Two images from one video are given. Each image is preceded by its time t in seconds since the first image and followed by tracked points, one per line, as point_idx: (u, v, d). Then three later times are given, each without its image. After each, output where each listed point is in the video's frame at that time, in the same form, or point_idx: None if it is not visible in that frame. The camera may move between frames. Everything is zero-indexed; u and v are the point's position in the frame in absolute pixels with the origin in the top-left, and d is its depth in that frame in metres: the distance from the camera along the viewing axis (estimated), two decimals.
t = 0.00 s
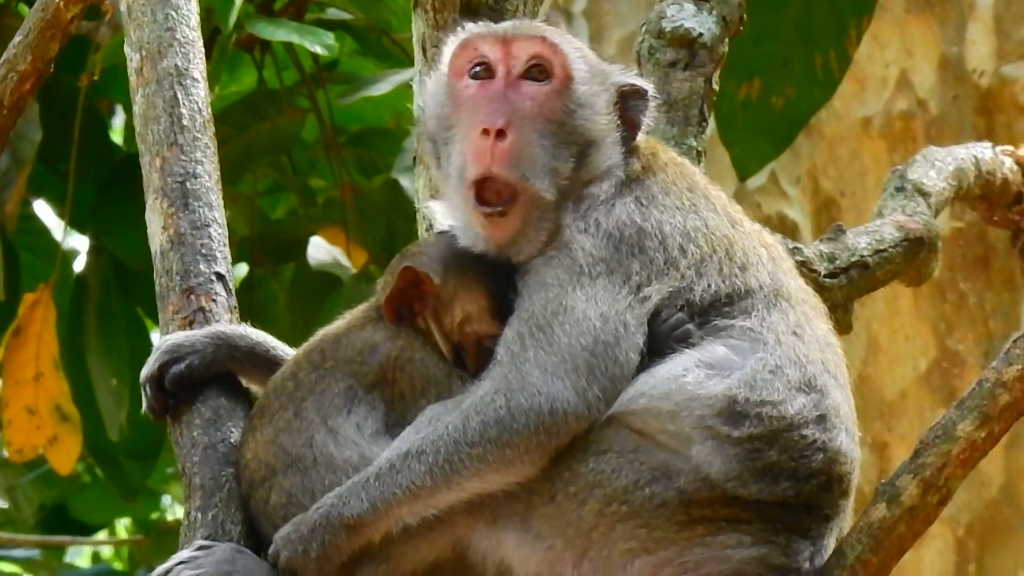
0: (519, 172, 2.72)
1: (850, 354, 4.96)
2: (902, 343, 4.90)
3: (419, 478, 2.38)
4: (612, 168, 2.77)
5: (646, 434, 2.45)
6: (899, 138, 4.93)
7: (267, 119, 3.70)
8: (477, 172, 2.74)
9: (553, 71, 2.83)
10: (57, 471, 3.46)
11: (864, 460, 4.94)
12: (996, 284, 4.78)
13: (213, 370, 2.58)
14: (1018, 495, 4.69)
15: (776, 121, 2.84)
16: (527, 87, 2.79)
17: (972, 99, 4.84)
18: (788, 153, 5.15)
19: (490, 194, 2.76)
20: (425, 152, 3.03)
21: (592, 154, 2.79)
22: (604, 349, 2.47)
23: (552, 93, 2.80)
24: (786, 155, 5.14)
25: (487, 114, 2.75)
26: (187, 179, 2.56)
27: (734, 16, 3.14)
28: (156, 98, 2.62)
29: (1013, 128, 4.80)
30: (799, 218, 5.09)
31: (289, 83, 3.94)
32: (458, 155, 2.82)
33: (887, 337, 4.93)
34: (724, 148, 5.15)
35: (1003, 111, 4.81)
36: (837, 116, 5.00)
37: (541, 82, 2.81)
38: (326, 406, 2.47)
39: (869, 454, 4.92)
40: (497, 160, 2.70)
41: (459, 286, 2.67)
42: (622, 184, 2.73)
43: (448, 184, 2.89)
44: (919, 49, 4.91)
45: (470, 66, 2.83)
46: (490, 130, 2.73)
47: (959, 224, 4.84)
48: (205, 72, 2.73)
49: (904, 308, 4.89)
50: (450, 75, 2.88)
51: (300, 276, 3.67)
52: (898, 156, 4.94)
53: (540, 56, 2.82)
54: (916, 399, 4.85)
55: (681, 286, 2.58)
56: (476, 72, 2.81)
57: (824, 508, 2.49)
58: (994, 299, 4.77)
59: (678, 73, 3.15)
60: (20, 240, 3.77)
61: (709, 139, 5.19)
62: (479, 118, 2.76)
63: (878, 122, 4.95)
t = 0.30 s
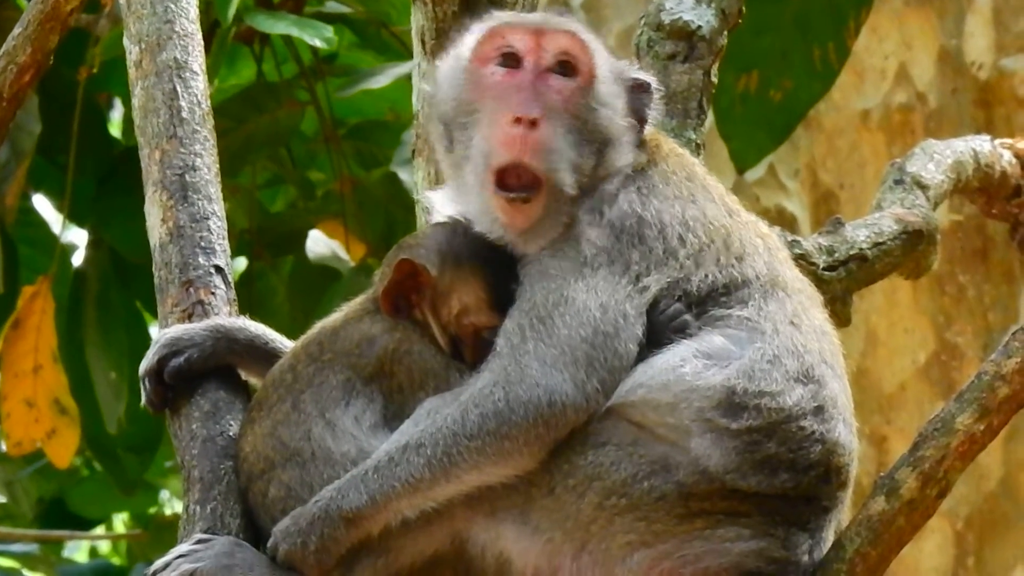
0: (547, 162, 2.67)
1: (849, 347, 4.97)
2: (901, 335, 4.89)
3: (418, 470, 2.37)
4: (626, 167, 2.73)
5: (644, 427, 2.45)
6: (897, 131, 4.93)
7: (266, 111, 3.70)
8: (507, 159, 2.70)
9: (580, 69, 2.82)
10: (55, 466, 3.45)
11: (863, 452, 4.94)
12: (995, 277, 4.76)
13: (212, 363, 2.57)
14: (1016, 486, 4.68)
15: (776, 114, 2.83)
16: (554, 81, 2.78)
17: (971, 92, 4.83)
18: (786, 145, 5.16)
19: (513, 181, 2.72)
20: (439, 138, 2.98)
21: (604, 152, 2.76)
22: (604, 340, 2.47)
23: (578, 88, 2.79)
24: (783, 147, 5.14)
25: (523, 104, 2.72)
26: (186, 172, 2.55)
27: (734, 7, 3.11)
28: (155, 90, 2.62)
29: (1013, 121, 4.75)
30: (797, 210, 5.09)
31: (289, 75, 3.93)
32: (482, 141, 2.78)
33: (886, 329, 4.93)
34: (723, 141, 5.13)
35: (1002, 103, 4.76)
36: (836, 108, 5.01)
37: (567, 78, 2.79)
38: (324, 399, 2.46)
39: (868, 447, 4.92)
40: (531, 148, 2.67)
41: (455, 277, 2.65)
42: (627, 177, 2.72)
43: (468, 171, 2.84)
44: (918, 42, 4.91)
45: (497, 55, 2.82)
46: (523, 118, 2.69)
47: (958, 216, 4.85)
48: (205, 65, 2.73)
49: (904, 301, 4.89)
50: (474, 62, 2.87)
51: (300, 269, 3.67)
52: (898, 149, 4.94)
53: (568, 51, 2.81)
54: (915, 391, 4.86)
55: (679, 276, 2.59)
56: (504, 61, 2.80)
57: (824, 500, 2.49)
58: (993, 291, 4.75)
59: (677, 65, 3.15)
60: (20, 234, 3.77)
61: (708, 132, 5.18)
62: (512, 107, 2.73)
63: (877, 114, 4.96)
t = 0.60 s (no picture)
0: (588, 165, 2.64)
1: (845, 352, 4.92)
2: (897, 339, 4.87)
3: (418, 476, 2.37)
4: (645, 180, 2.73)
5: (642, 432, 2.45)
6: (894, 135, 4.92)
7: (262, 117, 3.70)
8: (553, 158, 2.68)
9: (618, 78, 2.83)
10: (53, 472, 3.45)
11: (860, 458, 4.89)
12: (991, 282, 4.78)
13: (210, 370, 2.57)
14: (1014, 491, 4.70)
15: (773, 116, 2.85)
16: (593, 87, 2.79)
17: (967, 96, 4.85)
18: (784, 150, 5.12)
19: (549, 182, 2.69)
20: (467, 130, 2.95)
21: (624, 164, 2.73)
22: (609, 346, 2.48)
23: (614, 98, 2.81)
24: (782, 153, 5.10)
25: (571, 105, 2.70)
26: (182, 178, 2.56)
27: (731, 13, 3.08)
28: (151, 97, 2.62)
29: (1007, 125, 4.80)
30: (793, 215, 5.04)
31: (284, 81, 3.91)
32: (522, 138, 2.76)
33: (882, 334, 4.90)
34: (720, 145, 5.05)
35: (998, 107, 4.81)
36: (831, 112, 5.00)
37: (605, 86, 2.81)
38: (321, 405, 2.43)
39: (863, 451, 4.87)
40: (579, 150, 2.64)
41: (451, 283, 2.66)
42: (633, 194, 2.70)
43: (498, 168, 2.83)
44: (914, 46, 4.91)
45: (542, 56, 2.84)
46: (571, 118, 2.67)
47: (954, 221, 4.88)
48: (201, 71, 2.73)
49: (900, 305, 4.88)
50: (513, 57, 2.90)
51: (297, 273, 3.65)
52: (894, 154, 4.92)
53: (611, 59, 2.83)
54: (912, 395, 4.84)
55: (684, 283, 2.60)
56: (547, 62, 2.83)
57: (821, 505, 2.49)
58: (989, 296, 4.77)
59: (674, 70, 3.12)
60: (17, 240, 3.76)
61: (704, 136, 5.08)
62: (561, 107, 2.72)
63: (873, 119, 4.95)
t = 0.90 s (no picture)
0: (598, 166, 2.63)
1: (841, 354, 4.95)
2: (893, 342, 4.87)
3: (415, 478, 2.36)
4: (646, 183, 2.73)
5: (639, 434, 2.45)
6: (890, 138, 4.93)
7: (259, 118, 3.71)
8: (565, 158, 2.67)
9: (625, 79, 2.83)
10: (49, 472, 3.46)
11: (856, 460, 4.89)
12: (988, 284, 4.78)
13: (206, 372, 2.57)
14: (1010, 494, 4.71)
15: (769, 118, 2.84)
16: (601, 88, 2.80)
17: (963, 100, 4.84)
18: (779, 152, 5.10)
19: (557, 184, 2.68)
20: (473, 129, 2.95)
21: (628, 167, 2.73)
22: (609, 349, 2.47)
23: (621, 99, 2.81)
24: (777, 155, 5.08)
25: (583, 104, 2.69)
26: (179, 180, 2.56)
27: (727, 16, 3.14)
28: (148, 98, 2.62)
29: (1005, 128, 4.79)
30: (791, 217, 5.03)
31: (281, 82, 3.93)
32: (533, 137, 2.77)
33: (879, 338, 4.90)
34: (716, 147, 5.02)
35: (995, 109, 4.80)
36: (828, 114, 4.98)
37: (612, 88, 2.81)
38: (318, 406, 2.43)
39: (861, 454, 4.88)
40: (590, 150, 2.62)
41: (447, 284, 2.66)
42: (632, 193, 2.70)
43: (504, 168, 2.82)
44: (910, 49, 4.91)
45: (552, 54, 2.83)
46: (583, 118, 2.67)
47: (951, 224, 4.88)
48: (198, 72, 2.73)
49: (896, 309, 4.87)
50: (522, 56, 2.89)
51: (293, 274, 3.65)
52: (891, 156, 4.93)
53: (619, 60, 2.82)
54: (908, 399, 4.84)
55: (682, 287, 2.60)
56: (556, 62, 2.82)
57: (817, 506, 2.49)
58: (987, 299, 4.77)
59: (671, 72, 3.15)
60: (13, 241, 3.76)
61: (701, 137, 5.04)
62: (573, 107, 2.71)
63: (870, 122, 4.95)
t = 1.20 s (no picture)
0: (597, 160, 2.63)
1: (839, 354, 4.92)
2: (890, 342, 4.86)
3: (414, 479, 2.36)
4: (643, 181, 2.73)
5: (637, 434, 2.45)
6: (887, 137, 4.93)
7: (256, 119, 3.70)
8: (564, 151, 2.67)
9: (622, 76, 2.84)
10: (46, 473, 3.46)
11: (854, 459, 4.91)
12: (985, 283, 4.79)
13: (204, 373, 2.57)
14: (1008, 493, 4.71)
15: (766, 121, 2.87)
16: (599, 83, 2.80)
17: (961, 99, 4.86)
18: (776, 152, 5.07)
19: (556, 179, 2.69)
20: (470, 127, 2.93)
21: (626, 163, 2.74)
22: (607, 349, 2.47)
23: (618, 94, 2.81)
24: (775, 154, 5.06)
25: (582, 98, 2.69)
26: (176, 180, 2.56)
27: (723, 17, 3.19)
28: (145, 99, 2.62)
29: (1003, 128, 4.81)
30: (788, 217, 5.02)
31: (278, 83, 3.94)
32: (532, 131, 2.76)
33: (876, 338, 4.89)
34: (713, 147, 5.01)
35: (993, 109, 4.82)
36: (825, 115, 4.97)
37: (610, 83, 2.82)
38: (316, 407, 2.43)
39: (859, 453, 4.89)
40: (590, 144, 2.62)
41: (446, 284, 2.66)
42: (628, 191, 2.70)
43: (503, 163, 2.81)
44: (907, 49, 4.91)
45: (550, 50, 2.84)
46: (582, 111, 2.67)
47: (948, 223, 4.86)
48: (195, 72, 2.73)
49: (893, 309, 4.86)
50: (519, 52, 2.89)
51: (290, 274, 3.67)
52: (888, 156, 4.93)
53: (616, 56, 2.83)
54: (906, 399, 4.84)
55: (679, 287, 2.60)
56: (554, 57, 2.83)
57: (815, 505, 2.49)
58: (984, 299, 4.78)
59: (668, 72, 3.15)
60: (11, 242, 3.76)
61: (698, 137, 5.03)
62: (572, 100, 2.71)
63: (867, 121, 4.94)
